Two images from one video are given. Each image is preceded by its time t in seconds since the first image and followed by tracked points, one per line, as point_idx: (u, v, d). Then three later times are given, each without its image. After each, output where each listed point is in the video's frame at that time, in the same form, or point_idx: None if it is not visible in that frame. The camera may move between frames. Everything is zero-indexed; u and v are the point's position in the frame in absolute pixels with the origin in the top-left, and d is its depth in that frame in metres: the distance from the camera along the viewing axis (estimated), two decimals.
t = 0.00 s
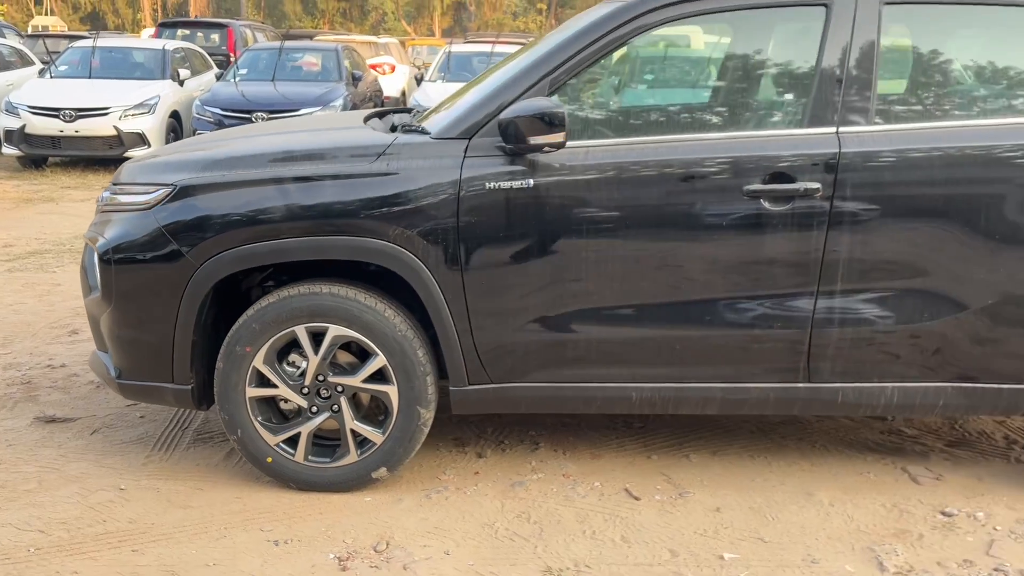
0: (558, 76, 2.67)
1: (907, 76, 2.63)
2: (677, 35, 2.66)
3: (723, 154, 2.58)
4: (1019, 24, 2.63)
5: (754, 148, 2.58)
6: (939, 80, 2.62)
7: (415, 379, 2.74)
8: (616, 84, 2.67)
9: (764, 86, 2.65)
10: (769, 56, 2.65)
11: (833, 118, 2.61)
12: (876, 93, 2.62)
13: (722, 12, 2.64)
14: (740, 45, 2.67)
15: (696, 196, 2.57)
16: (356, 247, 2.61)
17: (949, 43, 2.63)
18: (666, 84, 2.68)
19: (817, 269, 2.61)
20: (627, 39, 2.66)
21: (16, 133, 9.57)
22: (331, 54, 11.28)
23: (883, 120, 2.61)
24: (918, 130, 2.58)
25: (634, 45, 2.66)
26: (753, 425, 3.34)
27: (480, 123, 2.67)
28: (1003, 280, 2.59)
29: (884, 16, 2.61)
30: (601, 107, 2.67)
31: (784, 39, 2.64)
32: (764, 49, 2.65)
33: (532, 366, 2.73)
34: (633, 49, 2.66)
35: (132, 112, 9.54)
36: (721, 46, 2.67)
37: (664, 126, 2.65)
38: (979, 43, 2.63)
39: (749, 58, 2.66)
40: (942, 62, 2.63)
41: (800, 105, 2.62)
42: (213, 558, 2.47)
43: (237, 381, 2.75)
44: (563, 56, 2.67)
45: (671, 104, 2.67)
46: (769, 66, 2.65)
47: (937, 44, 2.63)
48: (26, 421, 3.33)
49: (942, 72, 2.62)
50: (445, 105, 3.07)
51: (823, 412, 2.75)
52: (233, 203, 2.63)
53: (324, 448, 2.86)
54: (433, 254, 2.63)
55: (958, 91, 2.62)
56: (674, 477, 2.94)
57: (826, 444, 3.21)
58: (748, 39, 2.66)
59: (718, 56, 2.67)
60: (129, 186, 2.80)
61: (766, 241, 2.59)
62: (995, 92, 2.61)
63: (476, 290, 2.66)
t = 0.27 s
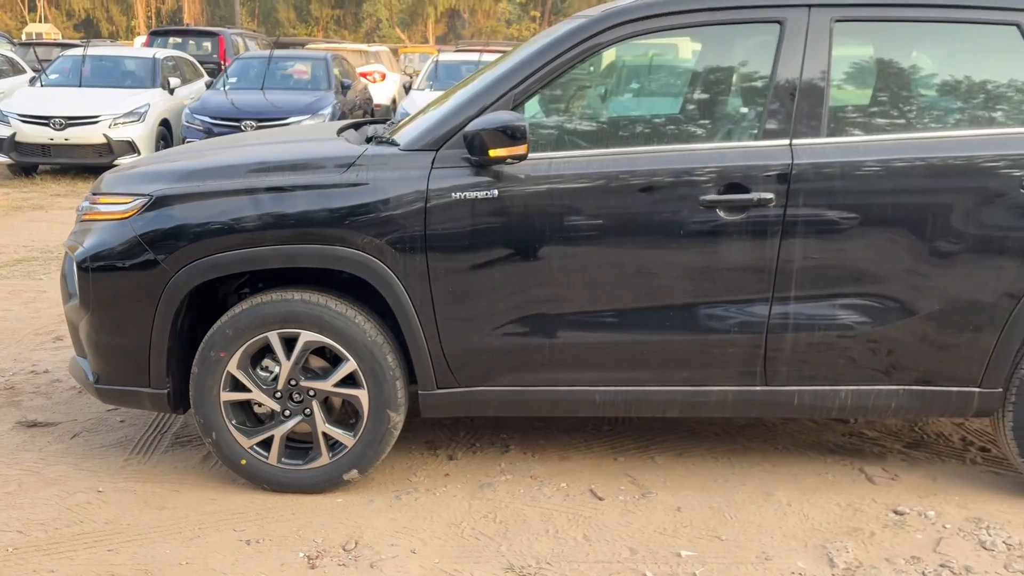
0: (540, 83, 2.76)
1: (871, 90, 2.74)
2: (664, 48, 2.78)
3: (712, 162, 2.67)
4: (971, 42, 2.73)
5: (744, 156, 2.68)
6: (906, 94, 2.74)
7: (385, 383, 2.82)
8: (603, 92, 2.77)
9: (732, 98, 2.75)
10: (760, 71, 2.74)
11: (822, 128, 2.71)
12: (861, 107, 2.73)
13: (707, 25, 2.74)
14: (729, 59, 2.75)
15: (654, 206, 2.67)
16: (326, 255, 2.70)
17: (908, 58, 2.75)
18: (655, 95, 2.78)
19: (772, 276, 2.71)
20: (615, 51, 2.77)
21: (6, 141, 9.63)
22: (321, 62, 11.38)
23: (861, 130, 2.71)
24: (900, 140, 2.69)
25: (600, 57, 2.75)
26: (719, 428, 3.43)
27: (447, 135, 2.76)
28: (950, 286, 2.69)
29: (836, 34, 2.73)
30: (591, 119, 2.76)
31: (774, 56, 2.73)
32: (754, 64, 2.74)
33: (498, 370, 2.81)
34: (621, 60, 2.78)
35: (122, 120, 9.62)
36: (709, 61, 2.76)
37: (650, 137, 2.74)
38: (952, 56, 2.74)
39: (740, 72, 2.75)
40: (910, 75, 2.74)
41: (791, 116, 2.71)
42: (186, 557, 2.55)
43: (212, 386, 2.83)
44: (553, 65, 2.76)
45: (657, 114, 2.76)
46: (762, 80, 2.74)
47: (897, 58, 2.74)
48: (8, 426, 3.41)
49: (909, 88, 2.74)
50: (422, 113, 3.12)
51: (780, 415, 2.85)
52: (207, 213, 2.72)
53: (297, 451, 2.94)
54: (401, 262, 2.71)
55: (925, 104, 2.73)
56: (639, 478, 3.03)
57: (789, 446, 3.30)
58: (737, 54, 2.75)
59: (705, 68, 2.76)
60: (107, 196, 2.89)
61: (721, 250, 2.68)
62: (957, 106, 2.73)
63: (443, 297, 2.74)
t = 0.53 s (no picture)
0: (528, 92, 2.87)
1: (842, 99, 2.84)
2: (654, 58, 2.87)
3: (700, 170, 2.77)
4: (928, 57, 2.85)
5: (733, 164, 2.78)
6: (875, 103, 2.84)
7: (364, 384, 2.92)
8: (591, 102, 2.86)
9: (707, 108, 2.85)
10: (750, 83, 2.83)
11: (809, 137, 2.82)
12: (846, 118, 2.83)
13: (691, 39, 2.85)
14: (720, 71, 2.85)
15: (623, 212, 2.77)
16: (306, 260, 2.80)
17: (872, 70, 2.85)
18: (645, 102, 2.86)
19: (736, 280, 2.81)
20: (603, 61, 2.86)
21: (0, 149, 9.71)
22: (313, 71, 11.48)
23: (838, 139, 2.82)
24: (882, 148, 2.79)
25: (575, 68, 2.86)
26: (693, 428, 3.53)
27: (424, 145, 2.86)
28: (908, 289, 2.80)
29: (797, 48, 2.85)
30: (582, 128, 2.86)
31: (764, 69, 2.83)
32: (744, 76, 2.84)
33: (474, 371, 2.91)
34: (610, 70, 2.86)
35: (115, 129, 9.71)
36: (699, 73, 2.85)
37: (638, 146, 2.83)
38: (923, 68, 2.85)
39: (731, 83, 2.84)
40: (880, 86, 2.85)
41: (780, 126, 2.82)
42: (170, 552, 2.63)
43: (196, 387, 2.92)
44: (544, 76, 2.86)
45: (644, 124, 2.85)
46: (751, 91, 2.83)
47: (863, 70, 2.85)
48: None
49: (879, 98, 2.84)
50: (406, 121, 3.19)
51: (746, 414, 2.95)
52: (192, 219, 2.81)
53: (280, 450, 3.03)
54: (379, 267, 2.81)
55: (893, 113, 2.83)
56: (612, 476, 3.13)
57: (759, 445, 3.40)
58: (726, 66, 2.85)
59: (695, 79, 2.86)
60: (95, 203, 2.98)
61: (688, 255, 2.79)
62: (920, 117, 2.83)
63: (420, 300, 2.84)
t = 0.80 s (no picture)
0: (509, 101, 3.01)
1: (811, 107, 2.99)
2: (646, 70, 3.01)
3: (692, 177, 2.92)
4: (886, 69, 3.00)
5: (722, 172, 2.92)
6: (840, 113, 2.99)
7: (348, 380, 3.06)
8: (581, 111, 3.01)
9: (687, 117, 2.99)
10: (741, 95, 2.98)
11: (794, 146, 2.97)
12: (831, 128, 2.98)
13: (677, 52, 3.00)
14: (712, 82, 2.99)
15: (594, 216, 2.92)
16: (293, 263, 2.94)
17: (833, 82, 3.00)
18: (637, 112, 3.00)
19: (702, 281, 2.96)
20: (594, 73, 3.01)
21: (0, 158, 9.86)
22: (309, 81, 11.64)
23: (810, 146, 2.97)
24: (862, 157, 2.94)
25: (550, 80, 3.01)
26: (667, 424, 3.67)
27: (405, 153, 3.01)
28: (865, 290, 2.95)
29: (760, 60, 2.99)
30: (573, 138, 3.00)
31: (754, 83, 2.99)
32: (736, 88, 2.98)
33: (453, 368, 3.06)
34: (600, 81, 3.01)
35: (113, 137, 9.87)
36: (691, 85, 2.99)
37: (627, 155, 2.98)
38: (902, 80, 2.99)
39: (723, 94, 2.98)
40: (845, 97, 2.99)
41: (768, 137, 2.97)
42: (163, 539, 2.77)
43: (189, 383, 3.06)
44: (538, 89, 3.01)
45: (630, 133, 2.99)
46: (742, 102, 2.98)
47: (827, 82, 3.00)
48: None
49: (844, 108, 2.99)
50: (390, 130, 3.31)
51: (714, 409, 3.10)
52: (184, 224, 2.96)
53: (269, 444, 3.17)
54: (362, 269, 2.96)
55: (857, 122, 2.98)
56: (587, 469, 3.27)
57: (730, 441, 3.54)
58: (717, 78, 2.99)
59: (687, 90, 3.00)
60: (93, 209, 3.13)
61: (656, 257, 2.94)
62: (879, 127, 2.98)
63: (401, 300, 2.99)
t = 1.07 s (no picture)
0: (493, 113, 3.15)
1: (790, 118, 3.13)
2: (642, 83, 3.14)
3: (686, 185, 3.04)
4: (855, 84, 3.13)
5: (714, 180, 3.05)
6: (813, 125, 3.12)
7: (335, 382, 3.17)
8: (573, 121, 3.15)
9: (676, 128, 3.11)
10: (734, 109, 3.12)
11: (783, 157, 3.10)
12: (818, 140, 3.11)
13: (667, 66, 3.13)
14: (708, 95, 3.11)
15: (570, 224, 3.04)
16: (282, 269, 3.06)
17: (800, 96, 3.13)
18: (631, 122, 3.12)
19: (674, 286, 3.08)
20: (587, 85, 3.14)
21: None
22: (305, 90, 11.78)
23: (786, 156, 3.10)
24: (846, 166, 3.06)
25: (529, 94, 3.14)
26: (646, 426, 3.79)
27: (390, 163, 3.14)
28: (831, 295, 3.07)
29: (730, 75, 3.12)
30: (566, 147, 3.13)
31: (745, 99, 3.13)
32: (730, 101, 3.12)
33: (436, 371, 3.17)
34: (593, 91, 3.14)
35: (111, 146, 9.99)
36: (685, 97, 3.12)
37: (619, 165, 3.10)
38: (887, 93, 3.12)
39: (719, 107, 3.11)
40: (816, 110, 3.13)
41: (759, 148, 3.11)
42: (155, 534, 2.88)
43: (181, 385, 3.18)
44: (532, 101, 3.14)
45: (620, 144, 3.12)
46: (735, 115, 3.12)
47: (797, 96, 3.13)
48: None
49: (815, 121, 3.12)
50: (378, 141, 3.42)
51: (687, 409, 3.22)
52: (177, 232, 3.08)
53: (259, 444, 3.29)
54: (348, 275, 3.08)
55: (828, 131, 3.11)
56: (566, 468, 3.38)
57: (706, 441, 3.66)
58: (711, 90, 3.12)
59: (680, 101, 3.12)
60: (89, 217, 3.25)
61: (630, 264, 3.06)
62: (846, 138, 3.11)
63: (386, 305, 3.11)
